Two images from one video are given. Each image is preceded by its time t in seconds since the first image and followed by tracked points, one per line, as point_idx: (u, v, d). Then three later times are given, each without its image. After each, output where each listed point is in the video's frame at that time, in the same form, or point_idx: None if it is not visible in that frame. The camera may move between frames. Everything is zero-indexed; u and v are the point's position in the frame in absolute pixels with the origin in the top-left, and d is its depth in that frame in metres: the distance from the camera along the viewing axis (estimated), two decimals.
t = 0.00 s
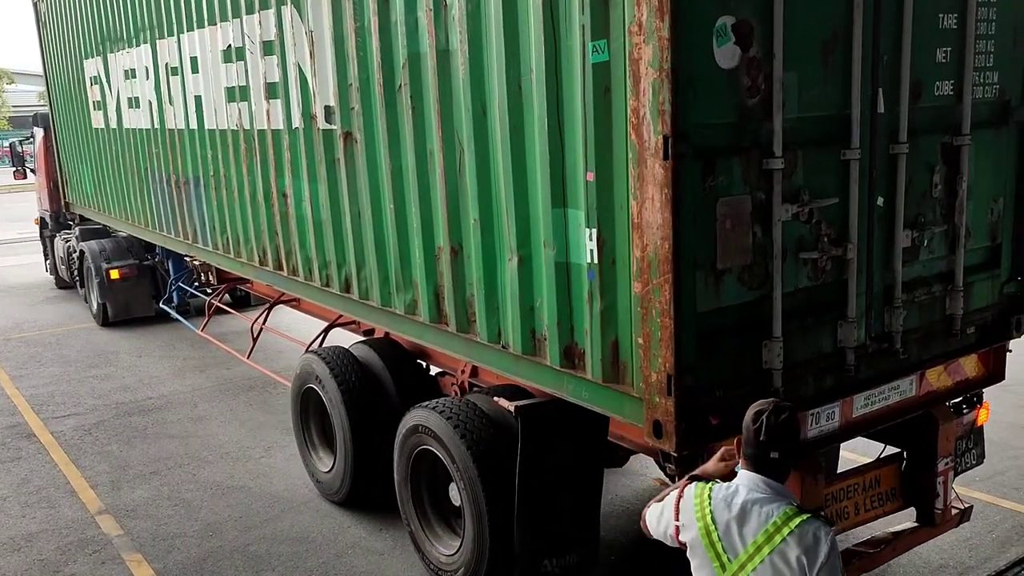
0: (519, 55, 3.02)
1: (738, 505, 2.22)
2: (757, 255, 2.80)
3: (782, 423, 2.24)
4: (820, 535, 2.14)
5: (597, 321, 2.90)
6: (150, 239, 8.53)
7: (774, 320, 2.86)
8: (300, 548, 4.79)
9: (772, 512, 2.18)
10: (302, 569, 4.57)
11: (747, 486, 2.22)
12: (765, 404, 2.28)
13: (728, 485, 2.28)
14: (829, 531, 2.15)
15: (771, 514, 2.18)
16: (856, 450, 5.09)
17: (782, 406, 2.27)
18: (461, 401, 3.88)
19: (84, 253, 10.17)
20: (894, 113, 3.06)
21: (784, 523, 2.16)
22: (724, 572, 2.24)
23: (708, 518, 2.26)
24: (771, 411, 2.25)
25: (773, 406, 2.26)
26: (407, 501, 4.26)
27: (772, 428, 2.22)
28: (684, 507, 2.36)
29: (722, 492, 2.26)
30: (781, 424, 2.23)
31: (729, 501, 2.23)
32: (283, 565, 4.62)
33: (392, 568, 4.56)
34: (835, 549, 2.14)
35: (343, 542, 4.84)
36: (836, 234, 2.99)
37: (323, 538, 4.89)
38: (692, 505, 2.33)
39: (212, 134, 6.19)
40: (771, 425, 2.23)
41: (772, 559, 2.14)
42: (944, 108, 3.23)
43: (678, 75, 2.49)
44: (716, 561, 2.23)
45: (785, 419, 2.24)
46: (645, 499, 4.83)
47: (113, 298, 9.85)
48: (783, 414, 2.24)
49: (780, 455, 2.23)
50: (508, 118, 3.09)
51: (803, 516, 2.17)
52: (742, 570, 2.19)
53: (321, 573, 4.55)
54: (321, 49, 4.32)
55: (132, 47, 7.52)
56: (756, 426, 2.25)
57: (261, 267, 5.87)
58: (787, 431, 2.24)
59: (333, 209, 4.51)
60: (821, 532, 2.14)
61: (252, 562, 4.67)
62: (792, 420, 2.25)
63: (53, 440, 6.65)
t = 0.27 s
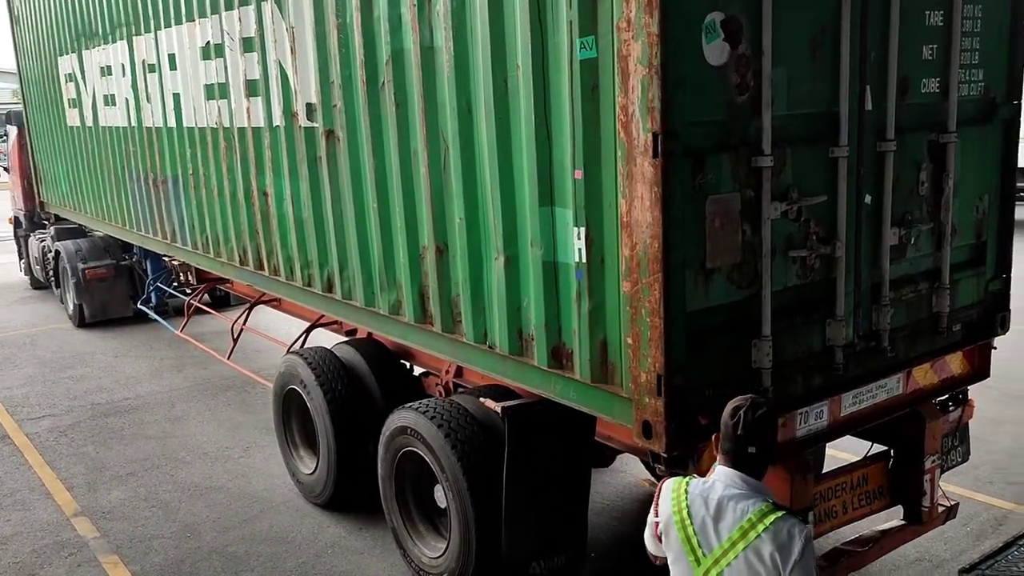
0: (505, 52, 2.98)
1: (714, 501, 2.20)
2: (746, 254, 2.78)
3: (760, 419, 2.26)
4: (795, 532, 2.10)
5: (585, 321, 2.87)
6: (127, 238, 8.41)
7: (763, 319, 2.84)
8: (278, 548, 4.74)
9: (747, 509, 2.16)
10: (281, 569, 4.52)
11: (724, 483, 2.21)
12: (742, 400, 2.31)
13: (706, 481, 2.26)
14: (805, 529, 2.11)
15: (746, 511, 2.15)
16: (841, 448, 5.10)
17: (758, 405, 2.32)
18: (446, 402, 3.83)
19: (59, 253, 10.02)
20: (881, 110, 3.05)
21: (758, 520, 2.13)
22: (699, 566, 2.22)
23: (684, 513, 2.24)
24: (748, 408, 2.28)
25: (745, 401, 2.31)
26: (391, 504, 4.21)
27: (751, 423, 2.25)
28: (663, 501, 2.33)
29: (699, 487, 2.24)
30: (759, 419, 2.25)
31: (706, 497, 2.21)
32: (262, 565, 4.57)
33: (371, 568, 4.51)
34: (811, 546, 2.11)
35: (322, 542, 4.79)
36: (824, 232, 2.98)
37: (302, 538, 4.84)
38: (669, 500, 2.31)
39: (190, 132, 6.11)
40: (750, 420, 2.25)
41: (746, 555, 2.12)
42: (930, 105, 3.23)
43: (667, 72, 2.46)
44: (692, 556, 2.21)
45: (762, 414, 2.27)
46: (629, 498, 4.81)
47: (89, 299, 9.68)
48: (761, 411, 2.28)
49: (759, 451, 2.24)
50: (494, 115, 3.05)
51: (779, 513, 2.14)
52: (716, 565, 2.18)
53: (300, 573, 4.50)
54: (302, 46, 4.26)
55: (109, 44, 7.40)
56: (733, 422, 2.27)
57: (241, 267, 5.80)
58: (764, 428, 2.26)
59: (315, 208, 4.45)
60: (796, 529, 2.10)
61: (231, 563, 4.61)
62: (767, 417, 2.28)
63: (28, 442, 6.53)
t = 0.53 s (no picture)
0: (484, 46, 2.94)
1: (684, 494, 2.20)
2: (730, 250, 2.76)
3: (725, 408, 2.24)
4: (763, 524, 2.12)
5: (567, 319, 2.84)
6: (98, 237, 8.26)
7: (746, 316, 2.82)
8: (251, 547, 4.68)
9: (717, 502, 2.15)
10: (255, 568, 4.46)
11: (694, 476, 2.20)
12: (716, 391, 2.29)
13: (676, 474, 2.26)
14: (773, 520, 2.12)
15: (716, 504, 2.15)
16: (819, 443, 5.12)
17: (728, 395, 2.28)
18: (425, 402, 3.79)
19: (28, 251, 9.83)
20: (862, 105, 3.05)
21: (729, 512, 2.14)
22: (670, 560, 2.22)
23: (655, 507, 2.23)
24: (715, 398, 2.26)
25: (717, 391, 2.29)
26: (371, 506, 4.16)
27: (713, 412, 2.23)
28: (634, 496, 2.32)
29: (670, 481, 2.24)
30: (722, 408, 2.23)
31: (676, 490, 2.21)
32: (234, 565, 4.50)
33: (345, 565, 4.47)
34: (779, 538, 2.12)
35: (295, 541, 4.74)
36: (806, 228, 2.97)
37: (275, 537, 4.79)
38: (640, 494, 2.30)
39: (162, 128, 6.00)
40: (711, 409, 2.23)
41: (717, 548, 2.13)
42: (910, 100, 3.22)
43: (650, 66, 2.43)
44: (663, 549, 2.21)
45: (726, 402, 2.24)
46: (608, 495, 4.80)
47: (59, 299, 9.49)
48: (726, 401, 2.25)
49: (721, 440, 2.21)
50: (473, 111, 3.01)
51: (748, 505, 2.14)
52: (687, 558, 2.18)
53: (274, 572, 4.44)
54: (277, 41, 4.19)
55: (77, 39, 7.25)
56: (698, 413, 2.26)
57: (215, 265, 5.71)
58: (731, 416, 2.23)
59: (291, 205, 4.38)
60: (765, 521, 2.12)
61: (203, 562, 4.54)
62: (735, 405, 2.25)
63: None
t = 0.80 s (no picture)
0: (462, 38, 2.88)
1: (650, 485, 2.21)
2: (712, 244, 2.73)
3: (697, 399, 2.23)
4: (728, 513, 2.12)
5: (549, 315, 2.80)
6: (65, 234, 8.08)
7: (728, 309, 2.79)
8: (222, 545, 4.62)
9: (683, 491, 2.16)
10: (226, 567, 4.40)
11: (659, 466, 2.22)
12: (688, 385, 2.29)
13: (643, 465, 2.27)
14: (738, 509, 2.12)
15: (681, 493, 2.16)
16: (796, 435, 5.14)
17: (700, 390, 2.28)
18: (403, 399, 3.74)
19: None
20: (842, 97, 3.03)
21: (694, 502, 2.14)
22: (637, 550, 2.24)
23: (621, 498, 2.25)
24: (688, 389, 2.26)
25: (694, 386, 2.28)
26: (351, 506, 4.10)
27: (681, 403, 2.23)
28: (602, 488, 2.34)
29: (636, 472, 2.26)
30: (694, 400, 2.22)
31: (642, 481, 2.23)
32: (206, 564, 4.44)
33: (317, 562, 4.43)
34: (745, 527, 2.12)
35: (267, 538, 4.69)
36: (787, 221, 2.95)
37: (247, 534, 4.73)
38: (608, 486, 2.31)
39: (130, 122, 5.87)
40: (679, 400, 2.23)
41: (682, 538, 2.14)
42: (888, 92, 3.22)
43: (631, 58, 2.39)
44: (629, 540, 2.23)
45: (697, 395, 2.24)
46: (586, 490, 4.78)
47: (25, 297, 9.28)
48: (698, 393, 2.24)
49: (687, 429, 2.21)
50: (451, 104, 2.95)
51: (713, 494, 2.14)
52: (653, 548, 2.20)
53: (246, 570, 4.38)
54: (248, 33, 4.10)
55: (41, 31, 7.08)
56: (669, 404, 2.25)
57: (187, 262, 5.60)
58: (701, 406, 2.23)
59: (265, 201, 4.29)
60: (730, 510, 2.12)
61: (173, 561, 4.47)
62: (706, 397, 2.25)
63: None
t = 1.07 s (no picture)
0: (442, 28, 2.83)
1: (623, 476, 2.26)
2: (698, 237, 2.70)
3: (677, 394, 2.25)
4: (700, 504, 2.15)
5: (534, 310, 2.76)
6: (34, 230, 7.93)
7: (715, 302, 2.76)
8: (196, 543, 4.58)
9: (655, 482, 2.21)
10: (200, 564, 4.36)
11: (631, 458, 2.27)
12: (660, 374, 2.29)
13: (616, 456, 2.32)
14: (710, 499, 2.16)
15: (653, 484, 2.20)
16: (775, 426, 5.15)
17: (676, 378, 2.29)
18: (384, 397, 3.70)
19: None
20: (826, 88, 3.01)
21: (665, 493, 2.19)
22: (610, 540, 2.30)
23: (594, 489, 2.30)
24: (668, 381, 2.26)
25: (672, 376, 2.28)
26: (331, 504, 4.04)
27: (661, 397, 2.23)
28: (576, 480, 2.40)
29: (609, 464, 2.31)
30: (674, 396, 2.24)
31: (615, 472, 2.28)
32: (179, 561, 4.40)
33: (293, 557, 4.41)
34: (716, 517, 2.16)
35: (242, 534, 4.66)
36: (772, 213, 2.93)
37: (221, 531, 4.70)
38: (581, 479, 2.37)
39: (101, 116, 5.75)
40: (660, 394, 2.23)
41: (654, 528, 2.19)
42: (872, 83, 3.20)
43: (617, 48, 2.34)
44: (602, 530, 2.29)
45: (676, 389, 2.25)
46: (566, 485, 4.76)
47: None
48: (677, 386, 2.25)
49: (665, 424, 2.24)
50: (432, 96, 2.90)
51: (685, 485, 2.18)
52: (626, 538, 2.25)
53: (221, 567, 4.35)
54: (221, 24, 4.01)
55: (8, 22, 6.91)
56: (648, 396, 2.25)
57: (161, 258, 5.50)
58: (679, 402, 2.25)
59: (241, 196, 4.21)
60: (701, 501, 2.16)
61: (146, 560, 4.42)
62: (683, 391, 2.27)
63: None
